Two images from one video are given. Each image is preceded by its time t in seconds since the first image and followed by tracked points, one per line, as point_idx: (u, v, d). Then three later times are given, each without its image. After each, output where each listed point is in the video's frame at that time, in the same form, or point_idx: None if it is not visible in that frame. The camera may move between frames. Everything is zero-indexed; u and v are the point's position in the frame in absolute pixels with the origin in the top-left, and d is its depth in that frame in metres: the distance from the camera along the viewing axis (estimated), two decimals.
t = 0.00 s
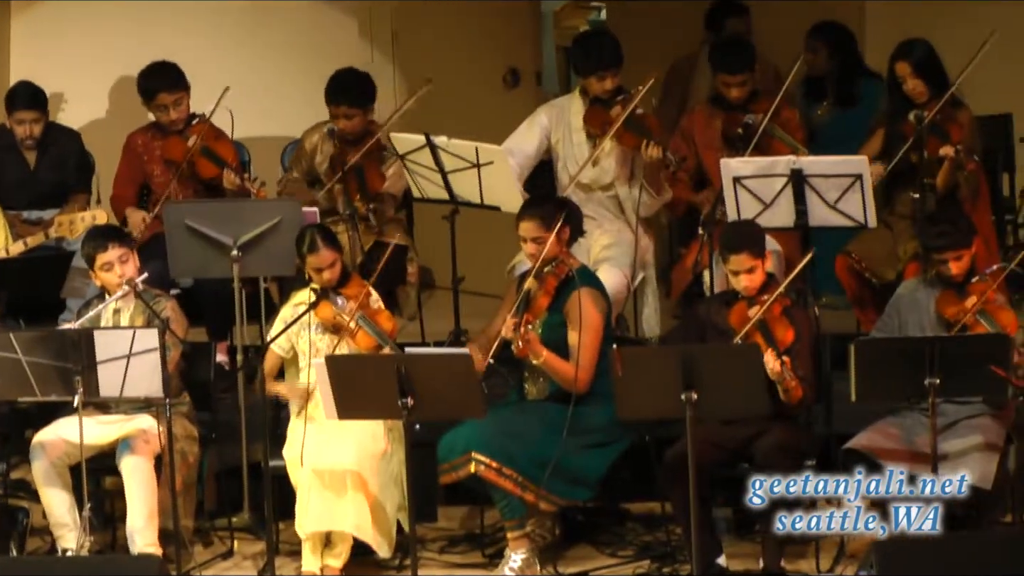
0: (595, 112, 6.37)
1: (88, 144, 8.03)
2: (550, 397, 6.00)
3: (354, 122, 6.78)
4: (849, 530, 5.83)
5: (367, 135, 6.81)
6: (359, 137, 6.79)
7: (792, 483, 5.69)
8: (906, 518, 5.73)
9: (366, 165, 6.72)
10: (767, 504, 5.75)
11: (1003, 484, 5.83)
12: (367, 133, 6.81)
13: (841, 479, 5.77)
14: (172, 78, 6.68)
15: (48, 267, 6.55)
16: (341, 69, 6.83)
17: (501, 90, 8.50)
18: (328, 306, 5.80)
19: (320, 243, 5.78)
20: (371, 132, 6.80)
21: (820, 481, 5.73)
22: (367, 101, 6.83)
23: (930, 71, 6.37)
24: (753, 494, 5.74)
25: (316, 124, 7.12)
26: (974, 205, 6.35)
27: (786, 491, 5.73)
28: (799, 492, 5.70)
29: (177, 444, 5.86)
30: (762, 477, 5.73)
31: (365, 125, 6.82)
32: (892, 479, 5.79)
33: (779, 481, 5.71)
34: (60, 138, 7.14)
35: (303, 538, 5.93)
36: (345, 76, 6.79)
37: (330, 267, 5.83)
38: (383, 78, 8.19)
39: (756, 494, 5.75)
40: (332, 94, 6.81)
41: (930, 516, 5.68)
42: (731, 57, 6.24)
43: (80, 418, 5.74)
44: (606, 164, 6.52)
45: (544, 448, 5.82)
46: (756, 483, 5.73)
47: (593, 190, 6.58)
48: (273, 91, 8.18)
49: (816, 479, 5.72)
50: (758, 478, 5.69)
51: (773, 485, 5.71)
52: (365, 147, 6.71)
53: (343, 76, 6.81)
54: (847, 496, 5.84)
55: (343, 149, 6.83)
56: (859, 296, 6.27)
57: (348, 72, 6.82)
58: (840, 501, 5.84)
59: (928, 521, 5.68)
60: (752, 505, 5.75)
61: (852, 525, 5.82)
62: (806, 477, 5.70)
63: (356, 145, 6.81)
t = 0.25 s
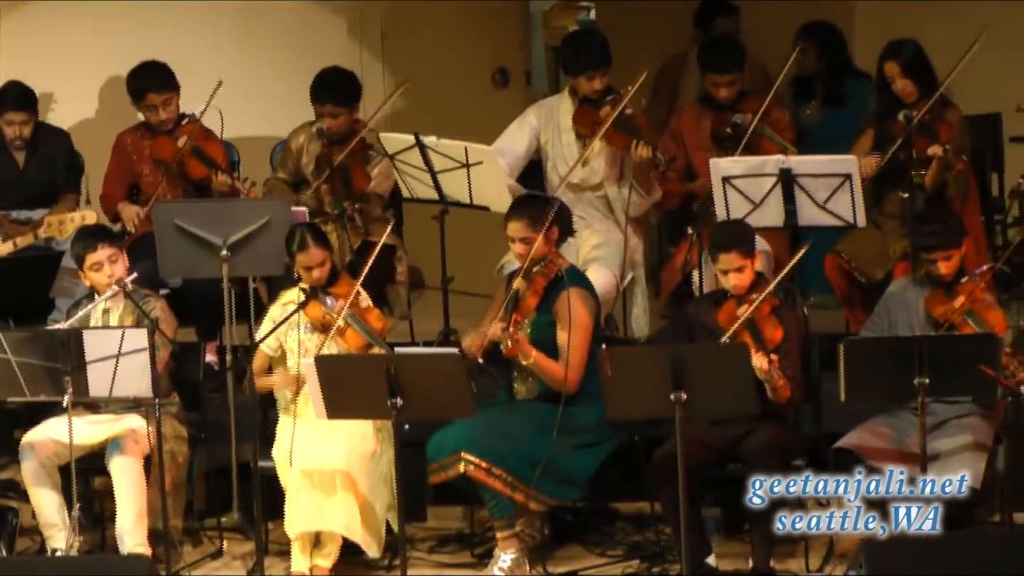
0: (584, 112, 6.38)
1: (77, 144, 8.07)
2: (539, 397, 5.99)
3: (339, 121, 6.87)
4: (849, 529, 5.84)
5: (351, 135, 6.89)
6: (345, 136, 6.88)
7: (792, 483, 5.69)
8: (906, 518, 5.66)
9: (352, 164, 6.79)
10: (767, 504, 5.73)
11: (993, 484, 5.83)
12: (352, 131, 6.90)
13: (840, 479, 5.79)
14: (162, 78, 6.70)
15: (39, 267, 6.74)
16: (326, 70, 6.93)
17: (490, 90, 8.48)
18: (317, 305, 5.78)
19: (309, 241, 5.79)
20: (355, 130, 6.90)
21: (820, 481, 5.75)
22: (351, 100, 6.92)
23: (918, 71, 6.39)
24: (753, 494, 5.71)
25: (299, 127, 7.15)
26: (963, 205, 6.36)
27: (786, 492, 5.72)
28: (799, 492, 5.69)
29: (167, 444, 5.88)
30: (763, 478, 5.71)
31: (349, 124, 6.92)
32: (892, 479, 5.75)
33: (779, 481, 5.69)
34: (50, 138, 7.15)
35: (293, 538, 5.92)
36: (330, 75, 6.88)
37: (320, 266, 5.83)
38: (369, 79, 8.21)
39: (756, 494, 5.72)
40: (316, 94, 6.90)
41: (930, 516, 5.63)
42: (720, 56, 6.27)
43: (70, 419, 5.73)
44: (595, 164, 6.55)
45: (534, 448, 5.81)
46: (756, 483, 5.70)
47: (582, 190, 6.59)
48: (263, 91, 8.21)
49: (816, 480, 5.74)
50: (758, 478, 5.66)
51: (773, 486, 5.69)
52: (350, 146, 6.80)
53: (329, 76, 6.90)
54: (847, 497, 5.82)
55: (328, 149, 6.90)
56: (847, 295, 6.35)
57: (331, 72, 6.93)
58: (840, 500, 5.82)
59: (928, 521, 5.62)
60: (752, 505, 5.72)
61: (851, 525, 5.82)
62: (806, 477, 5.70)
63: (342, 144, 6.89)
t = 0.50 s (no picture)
0: (574, 113, 6.40)
1: (68, 145, 7.99)
2: (530, 398, 5.96)
3: (333, 122, 6.82)
4: (849, 530, 5.78)
5: (343, 135, 6.87)
6: (337, 137, 6.84)
7: (791, 482, 5.66)
8: (906, 518, 5.58)
9: (344, 166, 6.76)
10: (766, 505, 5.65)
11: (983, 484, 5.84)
12: (344, 133, 6.86)
13: (841, 479, 5.73)
14: (153, 79, 6.69)
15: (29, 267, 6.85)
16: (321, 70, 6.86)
17: (481, 88, 8.74)
18: (309, 305, 5.79)
19: (301, 242, 5.77)
20: (348, 131, 6.87)
21: (820, 481, 5.72)
22: (344, 100, 6.85)
23: (909, 72, 6.40)
24: (753, 493, 5.64)
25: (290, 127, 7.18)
26: (953, 206, 6.39)
27: (785, 492, 5.69)
28: (798, 492, 5.66)
29: (157, 444, 5.91)
30: (763, 477, 5.66)
31: (341, 125, 6.87)
32: (892, 479, 5.71)
33: (779, 481, 5.65)
34: (40, 138, 7.15)
35: (283, 538, 5.91)
36: (323, 75, 6.82)
37: (310, 267, 5.81)
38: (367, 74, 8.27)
39: (755, 494, 5.64)
40: (309, 94, 6.84)
41: (930, 516, 5.56)
42: (711, 57, 6.28)
43: (60, 419, 5.73)
44: (587, 166, 6.56)
45: (525, 448, 5.81)
46: (756, 482, 5.64)
47: (572, 190, 6.60)
48: (256, 91, 8.20)
49: (816, 479, 5.70)
50: (758, 477, 5.60)
51: (773, 485, 5.64)
52: (343, 149, 6.77)
53: (321, 75, 6.83)
54: (846, 497, 5.77)
55: (319, 149, 6.86)
56: (838, 297, 6.46)
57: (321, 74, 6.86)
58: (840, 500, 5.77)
59: (928, 520, 5.56)
60: (751, 505, 5.64)
61: (851, 525, 5.75)
62: (806, 476, 5.66)
63: (334, 145, 6.86)
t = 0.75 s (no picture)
0: (566, 113, 6.44)
1: (61, 145, 8.07)
2: (523, 398, 5.97)
3: (333, 120, 6.82)
4: (849, 530, 5.82)
5: (341, 133, 6.88)
6: (334, 135, 6.87)
7: (791, 482, 5.75)
8: (906, 518, 5.66)
9: (341, 164, 6.79)
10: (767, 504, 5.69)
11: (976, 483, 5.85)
12: (343, 130, 6.88)
13: (840, 479, 5.83)
14: (146, 79, 6.70)
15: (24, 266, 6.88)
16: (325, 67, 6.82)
17: (475, 89, 8.58)
18: (301, 305, 5.79)
19: (293, 243, 5.77)
20: (345, 130, 6.88)
21: (820, 480, 5.81)
22: (346, 98, 6.84)
23: (901, 72, 6.42)
24: (754, 493, 5.67)
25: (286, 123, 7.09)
26: (945, 205, 6.42)
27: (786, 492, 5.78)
28: (799, 491, 5.76)
29: (151, 444, 5.89)
30: (763, 478, 5.68)
31: (341, 122, 6.87)
32: (891, 479, 5.72)
33: (779, 481, 5.70)
34: (33, 138, 7.15)
35: (277, 537, 5.92)
36: (327, 72, 6.79)
37: (302, 267, 5.82)
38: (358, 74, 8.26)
39: (756, 494, 5.67)
40: (312, 90, 6.80)
41: (930, 516, 5.63)
42: (704, 57, 6.29)
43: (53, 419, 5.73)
44: (579, 165, 6.57)
45: (517, 448, 5.81)
46: (756, 482, 5.66)
47: (565, 189, 6.64)
48: (251, 91, 8.23)
49: (815, 479, 5.80)
50: (759, 477, 5.63)
51: (773, 485, 5.67)
52: (341, 146, 6.78)
53: (325, 72, 6.81)
54: (846, 497, 5.82)
55: (318, 146, 6.91)
56: (829, 297, 6.47)
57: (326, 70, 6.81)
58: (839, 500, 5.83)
59: (928, 521, 5.64)
60: (752, 505, 5.68)
61: (851, 525, 5.79)
62: (806, 477, 5.78)
63: (332, 142, 6.88)
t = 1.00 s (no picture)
0: (563, 112, 6.43)
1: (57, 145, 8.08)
2: (519, 397, 5.97)
3: (338, 116, 6.83)
4: (849, 530, 5.80)
5: (345, 130, 6.89)
6: (339, 131, 6.87)
7: (792, 483, 5.76)
8: (906, 518, 5.64)
9: (344, 160, 6.78)
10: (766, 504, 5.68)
11: (974, 483, 5.85)
12: (347, 128, 6.90)
13: (840, 479, 5.80)
14: (144, 79, 6.71)
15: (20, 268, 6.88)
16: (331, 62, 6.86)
17: (471, 89, 8.61)
18: (298, 306, 5.80)
19: (288, 244, 5.76)
20: (349, 127, 6.89)
21: (820, 481, 5.81)
22: (352, 94, 6.87)
23: (897, 71, 6.42)
24: (753, 493, 5.65)
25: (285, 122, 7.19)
26: (943, 205, 6.41)
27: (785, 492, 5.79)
28: (799, 492, 5.77)
29: (148, 444, 5.87)
30: (763, 478, 5.68)
31: (345, 120, 6.89)
32: (891, 479, 5.69)
33: (778, 481, 5.69)
34: (30, 138, 7.16)
35: (273, 537, 5.91)
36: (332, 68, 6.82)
37: (298, 269, 5.81)
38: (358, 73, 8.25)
39: (756, 494, 5.66)
40: (317, 86, 6.83)
41: (930, 516, 5.61)
42: (701, 56, 6.27)
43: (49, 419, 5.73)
44: (575, 164, 6.60)
45: (514, 448, 5.81)
46: (756, 483, 5.66)
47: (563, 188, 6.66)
48: (249, 91, 8.23)
49: (815, 479, 5.80)
50: (759, 477, 5.62)
51: (772, 485, 5.67)
52: (344, 142, 6.77)
53: (330, 69, 6.83)
54: (846, 497, 5.80)
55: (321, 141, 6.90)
56: (826, 297, 6.48)
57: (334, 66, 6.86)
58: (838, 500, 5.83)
59: (928, 521, 5.62)
60: (752, 505, 5.66)
61: (851, 526, 5.77)
62: (806, 477, 5.79)
63: (336, 138, 6.89)
